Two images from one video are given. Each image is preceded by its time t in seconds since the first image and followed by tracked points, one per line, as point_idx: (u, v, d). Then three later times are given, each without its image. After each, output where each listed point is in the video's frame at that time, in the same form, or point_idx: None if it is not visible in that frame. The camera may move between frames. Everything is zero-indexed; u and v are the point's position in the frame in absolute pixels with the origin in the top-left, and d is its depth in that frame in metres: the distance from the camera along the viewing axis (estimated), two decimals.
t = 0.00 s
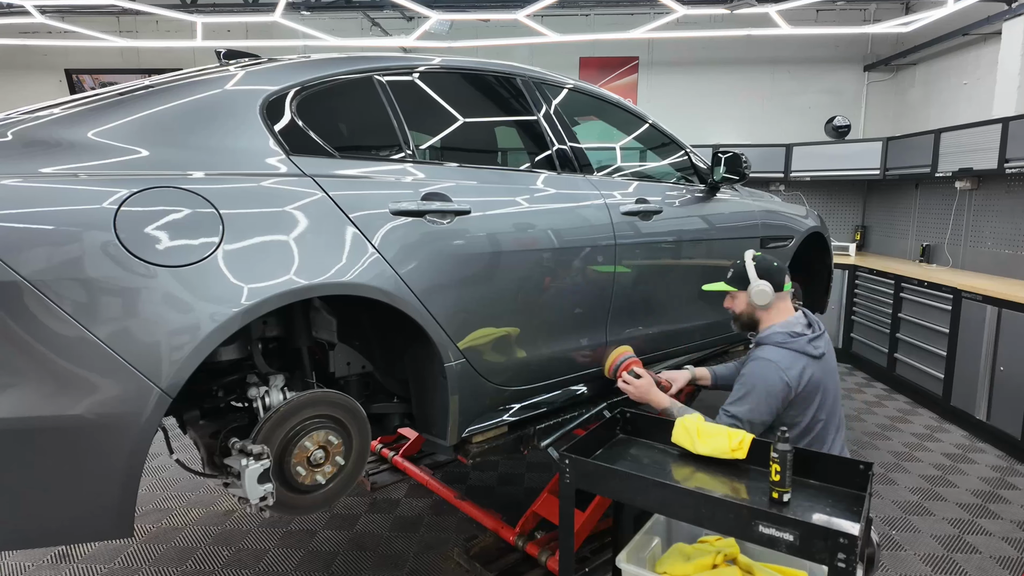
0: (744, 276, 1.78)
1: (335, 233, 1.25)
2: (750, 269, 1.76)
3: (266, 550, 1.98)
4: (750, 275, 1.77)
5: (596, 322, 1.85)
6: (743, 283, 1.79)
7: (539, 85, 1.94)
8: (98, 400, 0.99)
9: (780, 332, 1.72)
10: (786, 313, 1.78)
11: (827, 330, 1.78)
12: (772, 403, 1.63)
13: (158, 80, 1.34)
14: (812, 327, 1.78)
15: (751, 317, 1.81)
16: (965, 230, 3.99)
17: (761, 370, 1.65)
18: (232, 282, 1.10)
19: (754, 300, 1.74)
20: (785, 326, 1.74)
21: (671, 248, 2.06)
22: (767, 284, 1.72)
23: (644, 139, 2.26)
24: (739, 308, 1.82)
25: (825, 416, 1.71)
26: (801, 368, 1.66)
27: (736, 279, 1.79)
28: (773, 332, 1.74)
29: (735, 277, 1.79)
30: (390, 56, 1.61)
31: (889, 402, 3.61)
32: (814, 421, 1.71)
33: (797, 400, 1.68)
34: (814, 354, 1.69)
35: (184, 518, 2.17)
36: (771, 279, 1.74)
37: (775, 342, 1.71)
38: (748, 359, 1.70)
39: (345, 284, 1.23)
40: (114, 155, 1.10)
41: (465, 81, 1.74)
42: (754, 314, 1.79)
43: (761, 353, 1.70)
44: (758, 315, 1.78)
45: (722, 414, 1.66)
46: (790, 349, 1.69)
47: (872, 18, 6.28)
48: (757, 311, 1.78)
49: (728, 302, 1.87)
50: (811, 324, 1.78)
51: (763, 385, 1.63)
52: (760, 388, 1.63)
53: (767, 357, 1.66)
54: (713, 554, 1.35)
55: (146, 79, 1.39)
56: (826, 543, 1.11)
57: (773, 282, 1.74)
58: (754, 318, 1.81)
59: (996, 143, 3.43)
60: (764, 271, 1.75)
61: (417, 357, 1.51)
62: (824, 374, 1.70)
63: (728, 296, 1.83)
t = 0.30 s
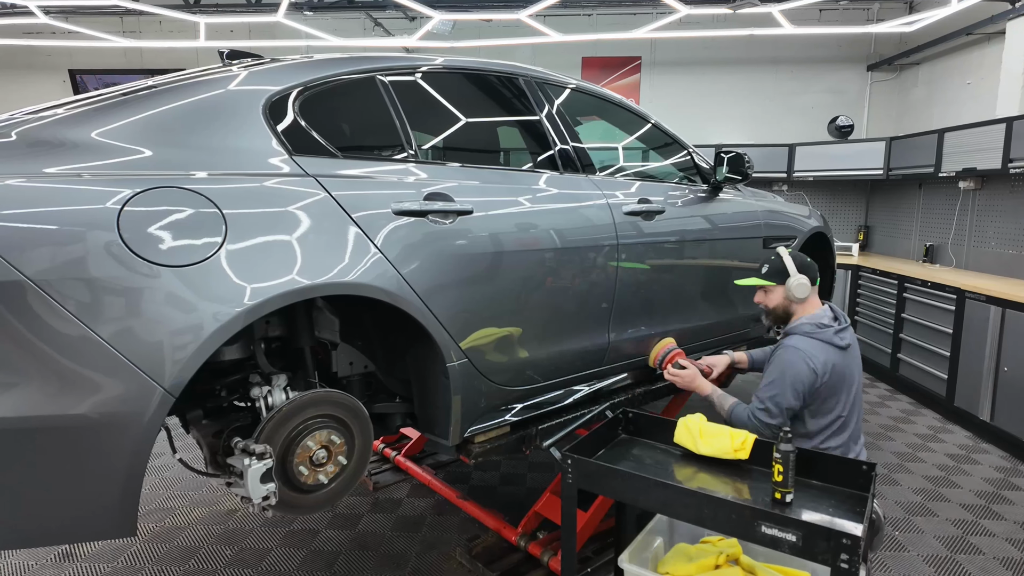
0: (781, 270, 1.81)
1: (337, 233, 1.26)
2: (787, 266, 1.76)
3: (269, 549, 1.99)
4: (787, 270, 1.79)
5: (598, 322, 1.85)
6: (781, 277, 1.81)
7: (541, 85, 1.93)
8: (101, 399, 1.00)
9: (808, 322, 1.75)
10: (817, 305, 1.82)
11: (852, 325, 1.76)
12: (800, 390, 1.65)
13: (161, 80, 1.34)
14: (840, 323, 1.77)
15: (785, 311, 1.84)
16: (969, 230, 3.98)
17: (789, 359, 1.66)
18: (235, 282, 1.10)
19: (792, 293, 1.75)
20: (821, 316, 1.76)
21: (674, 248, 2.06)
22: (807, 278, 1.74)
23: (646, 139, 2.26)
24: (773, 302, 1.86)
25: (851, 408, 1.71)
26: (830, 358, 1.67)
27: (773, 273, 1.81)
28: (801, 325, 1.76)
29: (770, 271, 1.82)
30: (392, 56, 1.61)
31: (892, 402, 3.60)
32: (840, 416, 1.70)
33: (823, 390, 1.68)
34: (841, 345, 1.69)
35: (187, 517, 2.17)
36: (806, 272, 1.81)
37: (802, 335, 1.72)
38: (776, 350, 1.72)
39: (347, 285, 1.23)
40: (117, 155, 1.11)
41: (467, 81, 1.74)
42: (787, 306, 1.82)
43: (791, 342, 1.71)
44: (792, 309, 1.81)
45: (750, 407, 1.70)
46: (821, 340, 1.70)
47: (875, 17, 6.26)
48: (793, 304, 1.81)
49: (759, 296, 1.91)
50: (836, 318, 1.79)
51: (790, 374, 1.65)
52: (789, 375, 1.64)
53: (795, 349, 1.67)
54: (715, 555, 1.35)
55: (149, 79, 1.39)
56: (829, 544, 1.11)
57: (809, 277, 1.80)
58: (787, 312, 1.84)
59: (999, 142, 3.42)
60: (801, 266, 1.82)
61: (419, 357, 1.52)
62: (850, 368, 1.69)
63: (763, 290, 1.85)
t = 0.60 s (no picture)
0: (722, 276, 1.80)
1: (340, 233, 1.26)
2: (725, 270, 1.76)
3: (271, 549, 1.99)
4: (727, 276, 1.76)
5: (600, 323, 1.85)
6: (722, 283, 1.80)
7: (544, 85, 1.93)
8: (104, 399, 1.00)
9: (758, 333, 1.71)
10: (764, 314, 1.77)
11: (807, 332, 1.75)
12: (754, 406, 1.62)
13: (164, 81, 1.35)
14: (793, 331, 1.74)
15: (730, 318, 1.80)
16: (973, 231, 3.97)
17: (739, 374, 1.63)
18: (238, 282, 1.10)
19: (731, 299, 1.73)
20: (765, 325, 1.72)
21: (677, 248, 2.06)
22: (743, 281, 1.72)
23: (649, 139, 2.25)
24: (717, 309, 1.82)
25: (807, 419, 1.69)
26: (781, 371, 1.65)
27: (714, 279, 1.81)
28: (749, 335, 1.72)
29: (712, 278, 1.80)
30: (394, 57, 1.61)
31: (895, 403, 3.59)
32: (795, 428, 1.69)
33: (778, 403, 1.66)
34: (791, 356, 1.67)
35: (190, 517, 2.18)
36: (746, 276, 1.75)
37: (752, 347, 1.69)
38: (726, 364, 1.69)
39: (349, 284, 1.23)
40: (121, 155, 1.11)
41: (470, 81, 1.74)
42: (729, 313, 1.79)
43: (741, 357, 1.68)
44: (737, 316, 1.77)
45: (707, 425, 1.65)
46: (771, 352, 1.67)
47: (878, 17, 6.25)
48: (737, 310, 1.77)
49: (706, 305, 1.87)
50: (790, 327, 1.76)
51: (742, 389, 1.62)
52: (742, 390, 1.61)
53: (746, 363, 1.64)
54: (718, 555, 1.34)
55: (154, 79, 1.40)
56: (833, 545, 1.10)
57: (750, 281, 1.74)
58: (733, 320, 1.80)
59: (1003, 142, 3.41)
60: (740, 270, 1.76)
61: (421, 357, 1.52)
62: (804, 377, 1.68)
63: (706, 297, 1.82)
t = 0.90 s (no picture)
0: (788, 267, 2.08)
1: (342, 233, 1.26)
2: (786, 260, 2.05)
3: (274, 548, 1.99)
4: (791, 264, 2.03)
5: (602, 323, 1.85)
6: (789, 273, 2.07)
7: (546, 85, 1.93)
8: (107, 399, 1.00)
9: (815, 305, 1.91)
10: (828, 294, 1.97)
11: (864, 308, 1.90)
12: (809, 364, 1.79)
13: (167, 81, 1.35)
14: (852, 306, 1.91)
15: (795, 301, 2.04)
16: (977, 231, 3.95)
17: (796, 336, 1.82)
18: (241, 282, 1.10)
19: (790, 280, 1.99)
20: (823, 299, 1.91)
21: (679, 248, 2.05)
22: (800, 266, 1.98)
23: (652, 139, 2.25)
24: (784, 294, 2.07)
25: (861, 384, 1.83)
26: (838, 336, 1.81)
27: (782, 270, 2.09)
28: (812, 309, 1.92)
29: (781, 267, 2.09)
30: (397, 57, 1.62)
31: (898, 403, 3.59)
32: (849, 391, 1.83)
33: (834, 367, 1.82)
34: (847, 324, 1.84)
35: (193, 516, 2.18)
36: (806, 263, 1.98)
37: (812, 316, 1.88)
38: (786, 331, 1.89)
39: (352, 284, 1.24)
40: (124, 155, 1.11)
41: (472, 81, 1.74)
42: (793, 296, 2.04)
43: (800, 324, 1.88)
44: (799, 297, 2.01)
45: (771, 384, 1.85)
46: (828, 320, 1.85)
47: (882, 16, 6.23)
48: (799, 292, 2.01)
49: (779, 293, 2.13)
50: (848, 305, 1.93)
51: (798, 349, 1.81)
52: (797, 350, 1.81)
53: (803, 327, 1.84)
54: (720, 556, 1.35)
55: (157, 80, 1.40)
56: (835, 546, 1.10)
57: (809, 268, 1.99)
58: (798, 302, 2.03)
59: (1007, 142, 3.40)
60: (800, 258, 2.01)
61: (423, 357, 1.52)
62: (861, 345, 1.83)
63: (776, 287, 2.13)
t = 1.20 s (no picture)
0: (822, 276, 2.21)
1: (345, 233, 1.26)
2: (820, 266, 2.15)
3: (276, 548, 1.99)
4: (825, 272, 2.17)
5: (605, 323, 1.85)
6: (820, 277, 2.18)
7: (549, 85, 1.93)
8: (110, 398, 1.00)
9: (846, 299, 2.02)
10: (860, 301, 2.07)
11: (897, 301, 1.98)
12: (832, 343, 1.91)
13: (169, 81, 1.35)
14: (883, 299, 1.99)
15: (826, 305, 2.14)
16: (981, 231, 3.94)
17: (824, 317, 1.96)
18: (243, 282, 1.11)
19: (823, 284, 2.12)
20: (857, 295, 2.01)
21: (682, 248, 2.05)
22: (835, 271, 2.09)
23: (654, 139, 2.25)
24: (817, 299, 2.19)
25: (892, 369, 1.86)
26: (865, 318, 1.91)
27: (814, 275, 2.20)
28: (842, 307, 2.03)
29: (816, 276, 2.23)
30: (400, 57, 1.62)
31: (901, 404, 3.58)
32: (879, 374, 1.87)
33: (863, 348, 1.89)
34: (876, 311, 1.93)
35: (195, 516, 2.19)
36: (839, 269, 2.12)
37: (842, 303, 2.00)
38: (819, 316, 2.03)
39: (355, 284, 1.24)
40: (127, 155, 1.12)
41: (475, 81, 1.75)
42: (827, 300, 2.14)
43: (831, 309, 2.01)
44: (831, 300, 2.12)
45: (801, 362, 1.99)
46: (858, 307, 1.96)
47: (885, 16, 6.22)
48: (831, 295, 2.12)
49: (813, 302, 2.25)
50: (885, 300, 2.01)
51: (823, 330, 1.95)
52: (823, 328, 1.94)
53: (831, 309, 1.97)
54: (722, 556, 1.34)
55: (160, 79, 1.41)
56: (837, 546, 1.10)
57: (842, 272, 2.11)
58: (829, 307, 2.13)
59: (1011, 142, 3.38)
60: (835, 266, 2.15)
61: (425, 357, 1.52)
62: (891, 330, 1.89)
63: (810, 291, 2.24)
